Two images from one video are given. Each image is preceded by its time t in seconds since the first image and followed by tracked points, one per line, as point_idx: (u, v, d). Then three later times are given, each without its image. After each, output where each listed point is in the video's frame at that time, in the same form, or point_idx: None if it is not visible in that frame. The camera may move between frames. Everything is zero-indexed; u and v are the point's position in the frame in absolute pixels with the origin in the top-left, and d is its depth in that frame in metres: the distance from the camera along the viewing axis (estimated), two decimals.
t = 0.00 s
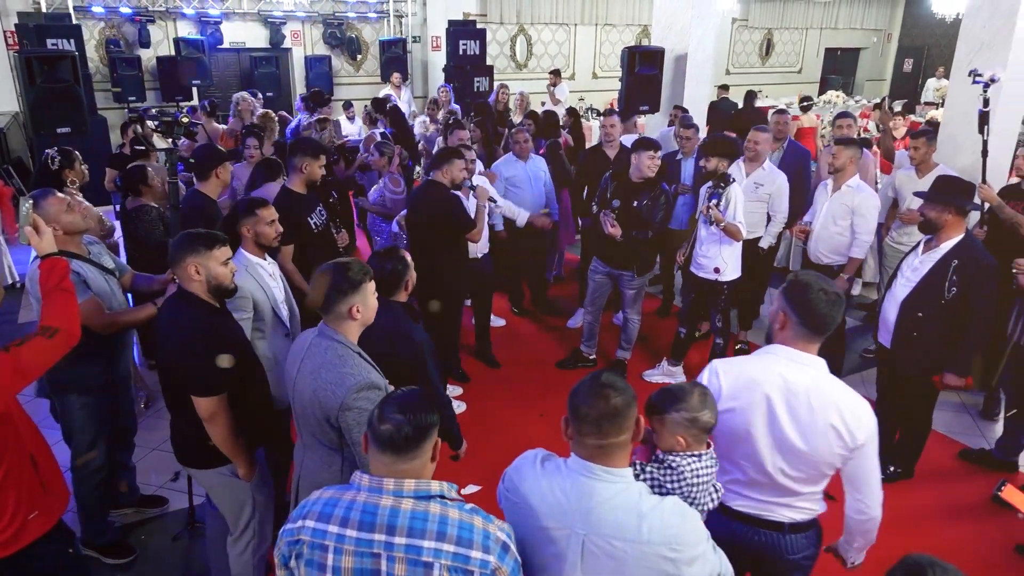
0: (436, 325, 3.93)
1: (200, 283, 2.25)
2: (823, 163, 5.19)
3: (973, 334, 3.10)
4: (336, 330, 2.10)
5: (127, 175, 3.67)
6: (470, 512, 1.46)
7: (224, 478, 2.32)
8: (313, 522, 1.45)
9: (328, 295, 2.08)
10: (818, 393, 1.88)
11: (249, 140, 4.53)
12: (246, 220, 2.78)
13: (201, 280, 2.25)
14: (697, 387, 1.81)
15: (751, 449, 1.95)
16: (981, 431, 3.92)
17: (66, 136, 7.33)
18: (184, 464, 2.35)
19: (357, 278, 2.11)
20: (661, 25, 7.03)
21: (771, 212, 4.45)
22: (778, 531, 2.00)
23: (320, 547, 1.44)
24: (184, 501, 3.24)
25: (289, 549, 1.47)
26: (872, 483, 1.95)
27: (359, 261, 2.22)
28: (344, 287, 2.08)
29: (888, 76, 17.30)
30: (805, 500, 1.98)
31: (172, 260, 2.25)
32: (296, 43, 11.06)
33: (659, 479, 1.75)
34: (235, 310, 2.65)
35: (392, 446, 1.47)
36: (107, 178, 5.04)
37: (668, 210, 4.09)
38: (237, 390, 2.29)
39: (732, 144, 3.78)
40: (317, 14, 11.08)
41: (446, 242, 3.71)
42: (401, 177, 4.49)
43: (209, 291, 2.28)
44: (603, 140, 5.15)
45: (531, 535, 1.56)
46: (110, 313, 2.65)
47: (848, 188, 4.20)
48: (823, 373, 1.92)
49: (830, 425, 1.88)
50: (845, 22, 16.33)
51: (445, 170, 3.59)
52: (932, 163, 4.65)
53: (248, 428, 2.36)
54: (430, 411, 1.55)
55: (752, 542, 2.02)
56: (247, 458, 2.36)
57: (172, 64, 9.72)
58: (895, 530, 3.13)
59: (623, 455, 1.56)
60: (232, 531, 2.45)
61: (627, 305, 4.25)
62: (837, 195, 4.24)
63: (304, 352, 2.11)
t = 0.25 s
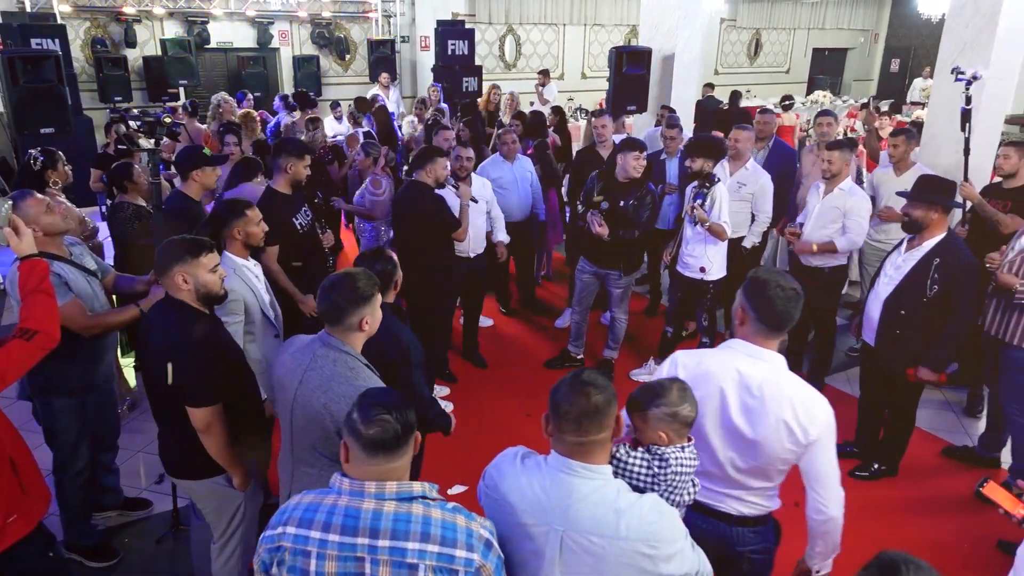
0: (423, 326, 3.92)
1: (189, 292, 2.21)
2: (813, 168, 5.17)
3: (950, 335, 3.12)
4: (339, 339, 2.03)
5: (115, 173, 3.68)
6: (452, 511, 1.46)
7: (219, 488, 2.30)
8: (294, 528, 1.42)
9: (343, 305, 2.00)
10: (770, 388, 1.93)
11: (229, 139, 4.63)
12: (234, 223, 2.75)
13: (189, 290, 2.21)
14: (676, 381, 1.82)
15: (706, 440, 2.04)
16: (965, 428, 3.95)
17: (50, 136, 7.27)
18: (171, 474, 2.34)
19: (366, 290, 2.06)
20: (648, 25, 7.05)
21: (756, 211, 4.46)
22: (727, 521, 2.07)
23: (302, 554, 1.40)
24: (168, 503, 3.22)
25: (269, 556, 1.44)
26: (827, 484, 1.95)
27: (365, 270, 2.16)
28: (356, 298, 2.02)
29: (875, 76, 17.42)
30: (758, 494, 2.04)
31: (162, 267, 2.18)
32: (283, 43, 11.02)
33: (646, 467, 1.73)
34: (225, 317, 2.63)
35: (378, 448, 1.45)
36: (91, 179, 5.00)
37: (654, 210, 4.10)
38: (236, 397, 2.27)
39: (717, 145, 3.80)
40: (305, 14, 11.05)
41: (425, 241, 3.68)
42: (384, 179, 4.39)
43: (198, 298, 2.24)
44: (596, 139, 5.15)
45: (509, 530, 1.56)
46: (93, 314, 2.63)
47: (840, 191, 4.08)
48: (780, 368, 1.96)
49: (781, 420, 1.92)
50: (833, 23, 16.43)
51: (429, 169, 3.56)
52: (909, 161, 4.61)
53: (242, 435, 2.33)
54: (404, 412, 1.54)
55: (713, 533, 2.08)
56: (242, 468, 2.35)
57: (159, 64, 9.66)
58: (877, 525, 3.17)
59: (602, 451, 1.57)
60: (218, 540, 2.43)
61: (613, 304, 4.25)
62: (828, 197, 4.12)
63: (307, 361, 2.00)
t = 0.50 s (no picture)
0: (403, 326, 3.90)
1: (177, 302, 2.18)
2: (797, 170, 5.17)
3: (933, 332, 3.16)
4: (325, 344, 2.03)
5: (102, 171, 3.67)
6: (430, 511, 1.45)
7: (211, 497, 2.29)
8: (271, 532, 1.40)
9: (331, 308, 2.00)
10: (719, 388, 1.94)
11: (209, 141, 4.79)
12: (225, 227, 2.72)
13: (177, 300, 2.18)
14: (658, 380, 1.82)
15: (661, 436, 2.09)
16: (946, 425, 3.98)
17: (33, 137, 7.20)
18: (157, 486, 2.31)
19: (351, 293, 2.05)
20: (634, 25, 7.07)
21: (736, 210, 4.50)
22: (677, 520, 2.13)
23: (278, 558, 1.39)
24: (151, 506, 3.20)
25: (244, 561, 1.42)
26: (769, 490, 1.95)
27: (348, 272, 2.15)
28: (343, 301, 2.02)
29: (860, 77, 17.55)
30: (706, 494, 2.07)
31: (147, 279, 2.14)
32: (269, 43, 10.97)
33: (631, 456, 1.73)
34: (216, 326, 2.60)
35: (354, 449, 1.45)
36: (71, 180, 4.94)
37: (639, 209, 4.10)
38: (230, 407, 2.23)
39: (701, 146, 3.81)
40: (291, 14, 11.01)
41: (407, 241, 3.66)
42: (362, 185, 4.38)
43: (186, 308, 2.21)
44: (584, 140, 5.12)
45: (495, 536, 1.53)
46: (71, 317, 2.60)
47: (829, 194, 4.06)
48: (733, 370, 1.97)
49: (727, 421, 1.93)
50: (818, 23, 16.52)
51: (410, 169, 3.57)
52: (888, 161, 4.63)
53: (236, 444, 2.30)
54: (379, 413, 1.53)
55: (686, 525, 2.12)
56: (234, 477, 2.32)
57: (143, 64, 9.59)
58: (856, 520, 3.20)
59: (589, 453, 1.53)
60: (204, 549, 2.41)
61: (599, 303, 4.26)
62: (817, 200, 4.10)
63: (295, 366, 1.99)
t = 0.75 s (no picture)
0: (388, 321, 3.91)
1: (160, 305, 2.17)
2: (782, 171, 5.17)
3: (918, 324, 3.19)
4: (303, 347, 2.02)
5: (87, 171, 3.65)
6: (396, 511, 1.43)
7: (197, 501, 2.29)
8: (236, 525, 1.42)
9: (305, 313, 1.98)
10: (687, 384, 1.97)
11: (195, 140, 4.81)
12: (212, 230, 2.69)
13: (160, 303, 2.16)
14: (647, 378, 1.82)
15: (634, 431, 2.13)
16: (930, 423, 4.01)
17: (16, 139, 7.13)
18: (140, 487, 2.31)
19: (325, 295, 2.04)
20: (621, 26, 7.09)
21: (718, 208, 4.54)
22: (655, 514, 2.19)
23: (242, 552, 1.41)
24: (135, 509, 3.18)
25: (212, 552, 1.44)
26: (729, 487, 1.96)
27: (318, 274, 2.13)
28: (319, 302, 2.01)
29: (847, 77, 17.67)
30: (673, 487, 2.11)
31: (128, 282, 2.13)
32: (256, 44, 10.93)
33: (629, 456, 1.71)
34: (206, 329, 2.61)
35: (316, 446, 1.45)
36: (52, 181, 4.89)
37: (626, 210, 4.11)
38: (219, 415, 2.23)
39: (688, 146, 3.81)
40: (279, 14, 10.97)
41: (400, 243, 3.63)
42: (343, 185, 4.38)
43: (169, 311, 2.20)
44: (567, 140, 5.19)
45: (511, 548, 1.51)
46: (53, 320, 2.58)
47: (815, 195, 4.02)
48: (702, 367, 1.99)
49: (691, 417, 1.96)
50: (805, 24, 16.63)
51: (393, 169, 3.55)
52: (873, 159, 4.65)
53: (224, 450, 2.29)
54: (350, 413, 1.52)
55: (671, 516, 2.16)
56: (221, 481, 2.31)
57: (129, 66, 9.53)
58: (840, 518, 3.21)
59: (600, 460, 1.52)
60: (184, 552, 2.40)
61: (586, 303, 4.27)
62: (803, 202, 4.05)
63: (275, 370, 1.98)
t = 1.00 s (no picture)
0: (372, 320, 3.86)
1: (141, 308, 2.15)
2: (764, 171, 5.19)
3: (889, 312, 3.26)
4: (283, 345, 2.01)
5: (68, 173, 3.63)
6: (339, 503, 1.44)
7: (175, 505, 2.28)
8: (185, 507, 1.46)
9: (291, 314, 1.98)
10: (657, 379, 1.99)
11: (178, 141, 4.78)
12: (195, 231, 2.64)
13: (141, 306, 2.15)
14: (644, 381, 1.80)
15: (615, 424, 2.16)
16: (914, 421, 4.04)
17: None
18: (122, 491, 2.28)
19: (310, 295, 2.04)
20: (608, 26, 7.10)
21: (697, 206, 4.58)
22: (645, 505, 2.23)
23: (186, 532, 1.45)
24: (119, 513, 3.16)
25: (164, 533, 1.48)
26: (697, 482, 1.97)
27: (305, 275, 2.13)
28: (301, 303, 2.00)
29: (834, 78, 17.80)
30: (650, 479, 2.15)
31: (107, 286, 2.12)
32: (243, 44, 10.88)
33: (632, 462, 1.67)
34: (195, 331, 2.59)
35: (258, 434, 1.47)
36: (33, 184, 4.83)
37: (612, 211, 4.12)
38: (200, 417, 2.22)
39: (673, 147, 3.81)
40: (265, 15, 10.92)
41: (388, 244, 3.60)
42: (331, 186, 4.37)
43: (151, 313, 2.19)
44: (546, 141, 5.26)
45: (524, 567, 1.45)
46: (33, 322, 2.56)
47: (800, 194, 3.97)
48: (675, 363, 2.01)
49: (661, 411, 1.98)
50: (791, 24, 16.73)
51: (377, 172, 3.49)
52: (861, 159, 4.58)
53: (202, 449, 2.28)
54: (301, 407, 1.53)
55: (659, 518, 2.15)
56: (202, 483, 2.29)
57: (114, 66, 9.46)
58: (825, 518, 3.22)
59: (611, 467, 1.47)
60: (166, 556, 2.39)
61: (572, 303, 4.27)
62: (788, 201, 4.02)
63: (257, 369, 1.98)
